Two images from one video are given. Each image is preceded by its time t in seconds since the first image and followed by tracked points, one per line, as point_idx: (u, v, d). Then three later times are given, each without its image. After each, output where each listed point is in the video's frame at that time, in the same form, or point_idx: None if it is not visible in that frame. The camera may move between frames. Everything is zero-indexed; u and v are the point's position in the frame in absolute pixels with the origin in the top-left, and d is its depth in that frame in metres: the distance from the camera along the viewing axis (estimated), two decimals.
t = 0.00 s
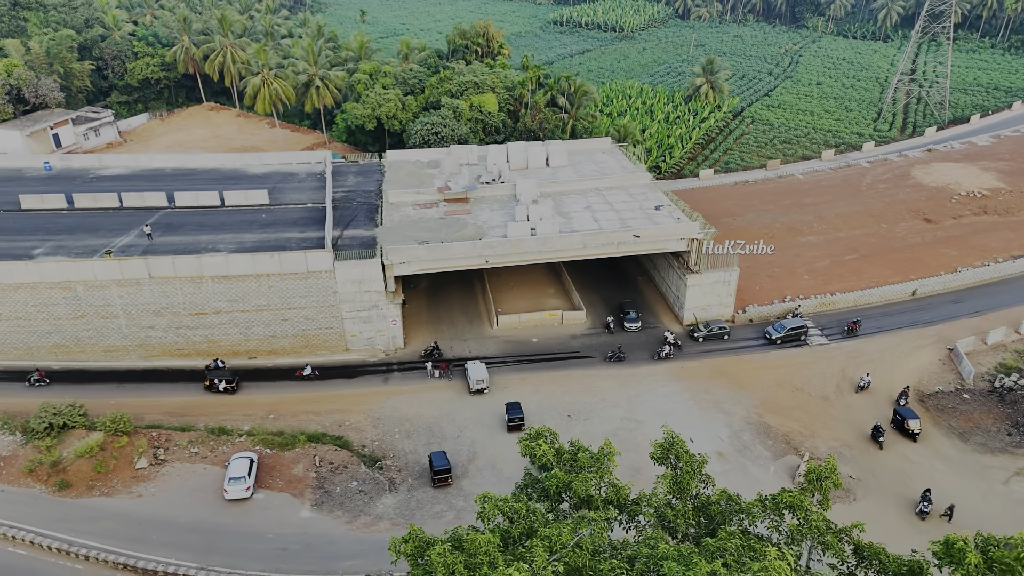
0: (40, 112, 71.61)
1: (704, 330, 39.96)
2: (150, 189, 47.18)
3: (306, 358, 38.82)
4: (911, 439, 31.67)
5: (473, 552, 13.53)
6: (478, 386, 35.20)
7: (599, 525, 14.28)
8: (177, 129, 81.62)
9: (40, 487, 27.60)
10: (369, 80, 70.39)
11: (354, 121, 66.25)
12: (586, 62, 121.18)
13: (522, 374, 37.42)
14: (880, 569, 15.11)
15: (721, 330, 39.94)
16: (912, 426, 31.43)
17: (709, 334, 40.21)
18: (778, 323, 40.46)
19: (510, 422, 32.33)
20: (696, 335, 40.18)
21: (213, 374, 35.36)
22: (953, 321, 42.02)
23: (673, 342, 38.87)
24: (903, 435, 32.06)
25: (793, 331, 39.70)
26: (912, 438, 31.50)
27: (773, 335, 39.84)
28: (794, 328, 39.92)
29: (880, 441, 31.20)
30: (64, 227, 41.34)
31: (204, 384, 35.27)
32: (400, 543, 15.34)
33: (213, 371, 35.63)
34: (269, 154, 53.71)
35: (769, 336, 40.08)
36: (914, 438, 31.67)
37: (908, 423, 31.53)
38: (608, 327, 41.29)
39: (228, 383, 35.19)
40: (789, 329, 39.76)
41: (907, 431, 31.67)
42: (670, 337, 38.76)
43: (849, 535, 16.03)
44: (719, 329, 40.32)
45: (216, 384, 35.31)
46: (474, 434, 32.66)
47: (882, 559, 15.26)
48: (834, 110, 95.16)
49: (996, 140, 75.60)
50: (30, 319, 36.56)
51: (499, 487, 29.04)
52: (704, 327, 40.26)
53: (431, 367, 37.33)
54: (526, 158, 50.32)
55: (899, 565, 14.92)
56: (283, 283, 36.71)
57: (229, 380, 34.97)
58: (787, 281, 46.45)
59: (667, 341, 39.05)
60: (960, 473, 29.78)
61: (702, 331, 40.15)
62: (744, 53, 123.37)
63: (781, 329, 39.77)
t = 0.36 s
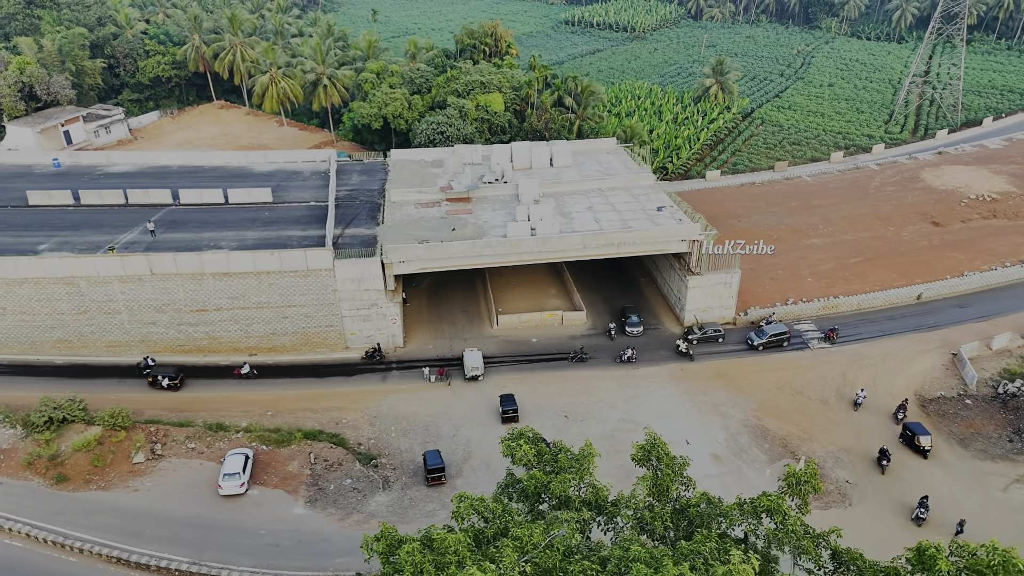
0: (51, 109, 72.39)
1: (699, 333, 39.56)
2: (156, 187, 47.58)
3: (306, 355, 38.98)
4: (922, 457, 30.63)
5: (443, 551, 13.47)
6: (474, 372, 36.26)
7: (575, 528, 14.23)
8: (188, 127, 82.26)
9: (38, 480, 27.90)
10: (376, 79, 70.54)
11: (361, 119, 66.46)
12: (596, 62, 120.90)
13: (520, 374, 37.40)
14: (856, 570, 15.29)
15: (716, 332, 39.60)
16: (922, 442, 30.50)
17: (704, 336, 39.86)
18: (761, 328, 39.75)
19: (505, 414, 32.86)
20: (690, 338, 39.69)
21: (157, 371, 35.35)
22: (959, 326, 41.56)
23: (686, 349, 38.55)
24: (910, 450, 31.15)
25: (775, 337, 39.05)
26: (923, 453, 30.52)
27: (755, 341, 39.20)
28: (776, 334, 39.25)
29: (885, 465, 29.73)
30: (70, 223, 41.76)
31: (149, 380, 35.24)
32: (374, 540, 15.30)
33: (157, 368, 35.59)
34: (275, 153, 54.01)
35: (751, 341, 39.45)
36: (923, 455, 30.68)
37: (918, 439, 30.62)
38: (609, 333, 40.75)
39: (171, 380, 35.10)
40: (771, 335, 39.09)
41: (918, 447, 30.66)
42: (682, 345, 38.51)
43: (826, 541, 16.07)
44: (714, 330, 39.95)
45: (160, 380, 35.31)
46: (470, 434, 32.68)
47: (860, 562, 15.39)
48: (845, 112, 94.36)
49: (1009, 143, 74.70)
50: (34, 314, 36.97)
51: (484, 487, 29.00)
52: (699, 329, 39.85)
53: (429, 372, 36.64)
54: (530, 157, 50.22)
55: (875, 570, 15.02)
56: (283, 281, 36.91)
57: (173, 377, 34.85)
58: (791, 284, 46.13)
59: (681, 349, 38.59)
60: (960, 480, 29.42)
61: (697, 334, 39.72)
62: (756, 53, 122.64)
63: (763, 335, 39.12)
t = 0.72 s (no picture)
0: (62, 107, 73.15)
1: (695, 335, 39.45)
2: (161, 184, 47.94)
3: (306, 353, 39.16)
4: (931, 472, 29.70)
5: (413, 549, 13.43)
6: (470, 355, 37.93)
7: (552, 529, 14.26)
8: (197, 125, 82.86)
9: (36, 474, 28.19)
10: (383, 78, 70.75)
11: (367, 118, 66.69)
12: (606, 62, 120.64)
13: (519, 374, 37.37)
14: None
15: (712, 334, 39.52)
16: (932, 458, 29.53)
17: (700, 338, 39.74)
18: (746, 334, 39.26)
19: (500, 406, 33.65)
20: (686, 340, 39.62)
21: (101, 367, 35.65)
22: (963, 330, 41.11)
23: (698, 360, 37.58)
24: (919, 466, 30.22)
25: (760, 343, 38.56)
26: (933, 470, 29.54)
27: (740, 347, 38.75)
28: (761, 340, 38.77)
29: (881, 489, 28.38)
30: (75, 219, 42.18)
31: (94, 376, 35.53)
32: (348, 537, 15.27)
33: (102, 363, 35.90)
34: (280, 152, 54.30)
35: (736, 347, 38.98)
36: (932, 471, 29.70)
37: (928, 454, 29.65)
38: (609, 342, 39.88)
39: (116, 375, 35.37)
40: (756, 341, 38.62)
41: (928, 463, 29.69)
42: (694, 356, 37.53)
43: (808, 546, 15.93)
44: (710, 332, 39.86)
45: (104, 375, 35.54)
46: (466, 433, 32.74)
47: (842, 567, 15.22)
48: (856, 114, 93.61)
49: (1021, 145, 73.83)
50: (38, 309, 37.36)
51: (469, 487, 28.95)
52: (695, 332, 39.77)
53: (424, 381, 35.76)
54: (534, 158, 50.17)
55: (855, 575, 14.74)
56: (283, 278, 37.09)
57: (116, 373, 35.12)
58: (794, 286, 45.84)
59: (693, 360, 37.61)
60: (957, 486, 29.15)
61: (692, 336, 39.62)
62: (767, 54, 121.93)
63: (748, 341, 38.69)
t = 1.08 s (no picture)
0: (74, 104, 73.82)
1: (690, 336, 39.19)
2: (167, 181, 48.34)
3: (306, 350, 39.35)
4: (937, 489, 28.81)
5: (385, 548, 13.43)
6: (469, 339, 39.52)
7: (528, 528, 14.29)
8: (207, 123, 83.42)
9: (35, 467, 28.50)
10: (390, 77, 70.96)
11: (373, 117, 66.91)
12: (616, 62, 120.34)
13: (517, 374, 37.36)
14: None
15: (707, 336, 39.13)
16: (939, 475, 28.60)
17: (696, 340, 39.45)
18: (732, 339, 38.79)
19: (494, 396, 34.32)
20: (681, 342, 39.38)
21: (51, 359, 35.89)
22: (968, 335, 40.70)
23: (713, 369, 36.70)
24: (928, 483, 29.22)
25: (746, 349, 38.11)
26: (941, 488, 28.63)
27: (725, 352, 38.20)
28: (747, 344, 38.33)
29: (879, 510, 27.36)
30: (81, 215, 42.60)
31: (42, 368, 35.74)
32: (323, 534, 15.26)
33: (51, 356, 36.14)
34: (286, 150, 54.57)
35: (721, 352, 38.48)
36: (939, 488, 28.83)
37: (935, 470, 28.76)
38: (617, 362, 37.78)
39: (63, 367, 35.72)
40: (743, 346, 38.13)
41: (935, 479, 28.78)
42: (707, 365, 36.50)
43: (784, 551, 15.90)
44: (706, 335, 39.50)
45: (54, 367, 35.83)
46: (462, 433, 32.76)
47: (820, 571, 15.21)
48: (867, 115, 92.82)
49: None
50: (42, 304, 37.76)
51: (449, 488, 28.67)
52: (691, 333, 39.45)
53: (423, 387, 35.05)
54: (537, 157, 50.16)
55: None
56: (283, 276, 37.28)
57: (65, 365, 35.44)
58: (797, 289, 45.54)
59: (707, 368, 36.72)
60: (955, 491, 28.89)
61: (687, 338, 39.34)
62: (779, 55, 121.17)
63: (733, 345, 38.14)
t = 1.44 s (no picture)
0: (84, 102, 74.52)
1: (684, 338, 38.97)
2: (172, 179, 48.74)
3: (306, 348, 39.52)
4: (943, 508, 27.86)
5: (358, 546, 13.46)
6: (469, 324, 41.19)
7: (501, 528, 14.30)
8: (217, 121, 83.95)
9: (35, 460, 28.81)
10: (396, 77, 71.11)
11: (380, 116, 67.12)
12: (626, 63, 120.06)
13: (515, 374, 37.34)
14: None
15: (701, 338, 38.87)
16: (946, 493, 27.65)
17: (690, 342, 39.23)
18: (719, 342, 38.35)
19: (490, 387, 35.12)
20: (675, 343, 39.17)
21: None
22: (972, 339, 40.31)
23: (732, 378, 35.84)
24: (934, 500, 28.29)
25: (732, 353, 37.67)
26: (946, 507, 27.68)
27: (710, 356, 37.81)
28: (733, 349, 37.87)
29: (879, 527, 26.63)
30: (86, 212, 43.02)
31: None
32: (297, 532, 15.21)
33: None
34: (291, 148, 54.85)
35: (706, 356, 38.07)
36: (945, 507, 27.86)
37: (942, 488, 27.79)
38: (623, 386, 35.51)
39: (11, 360, 36.21)
40: (727, 350, 37.70)
41: (941, 497, 27.85)
42: (727, 373, 35.68)
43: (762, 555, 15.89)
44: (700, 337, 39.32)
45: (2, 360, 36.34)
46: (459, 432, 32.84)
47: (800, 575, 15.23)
48: (878, 117, 92.02)
49: None
50: (46, 300, 38.18)
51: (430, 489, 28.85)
52: (685, 335, 39.26)
53: (419, 392, 34.80)
54: (541, 157, 50.12)
55: None
56: (284, 274, 37.49)
57: (13, 357, 35.97)
58: (800, 291, 45.25)
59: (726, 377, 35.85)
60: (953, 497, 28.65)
61: (682, 339, 39.13)
62: (790, 55, 120.41)
63: (719, 350, 37.75)
